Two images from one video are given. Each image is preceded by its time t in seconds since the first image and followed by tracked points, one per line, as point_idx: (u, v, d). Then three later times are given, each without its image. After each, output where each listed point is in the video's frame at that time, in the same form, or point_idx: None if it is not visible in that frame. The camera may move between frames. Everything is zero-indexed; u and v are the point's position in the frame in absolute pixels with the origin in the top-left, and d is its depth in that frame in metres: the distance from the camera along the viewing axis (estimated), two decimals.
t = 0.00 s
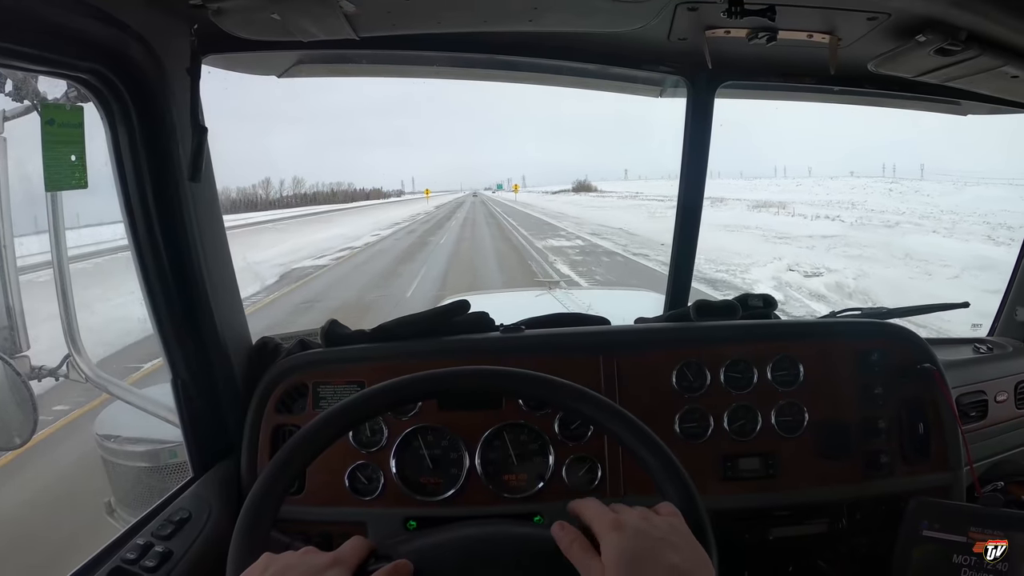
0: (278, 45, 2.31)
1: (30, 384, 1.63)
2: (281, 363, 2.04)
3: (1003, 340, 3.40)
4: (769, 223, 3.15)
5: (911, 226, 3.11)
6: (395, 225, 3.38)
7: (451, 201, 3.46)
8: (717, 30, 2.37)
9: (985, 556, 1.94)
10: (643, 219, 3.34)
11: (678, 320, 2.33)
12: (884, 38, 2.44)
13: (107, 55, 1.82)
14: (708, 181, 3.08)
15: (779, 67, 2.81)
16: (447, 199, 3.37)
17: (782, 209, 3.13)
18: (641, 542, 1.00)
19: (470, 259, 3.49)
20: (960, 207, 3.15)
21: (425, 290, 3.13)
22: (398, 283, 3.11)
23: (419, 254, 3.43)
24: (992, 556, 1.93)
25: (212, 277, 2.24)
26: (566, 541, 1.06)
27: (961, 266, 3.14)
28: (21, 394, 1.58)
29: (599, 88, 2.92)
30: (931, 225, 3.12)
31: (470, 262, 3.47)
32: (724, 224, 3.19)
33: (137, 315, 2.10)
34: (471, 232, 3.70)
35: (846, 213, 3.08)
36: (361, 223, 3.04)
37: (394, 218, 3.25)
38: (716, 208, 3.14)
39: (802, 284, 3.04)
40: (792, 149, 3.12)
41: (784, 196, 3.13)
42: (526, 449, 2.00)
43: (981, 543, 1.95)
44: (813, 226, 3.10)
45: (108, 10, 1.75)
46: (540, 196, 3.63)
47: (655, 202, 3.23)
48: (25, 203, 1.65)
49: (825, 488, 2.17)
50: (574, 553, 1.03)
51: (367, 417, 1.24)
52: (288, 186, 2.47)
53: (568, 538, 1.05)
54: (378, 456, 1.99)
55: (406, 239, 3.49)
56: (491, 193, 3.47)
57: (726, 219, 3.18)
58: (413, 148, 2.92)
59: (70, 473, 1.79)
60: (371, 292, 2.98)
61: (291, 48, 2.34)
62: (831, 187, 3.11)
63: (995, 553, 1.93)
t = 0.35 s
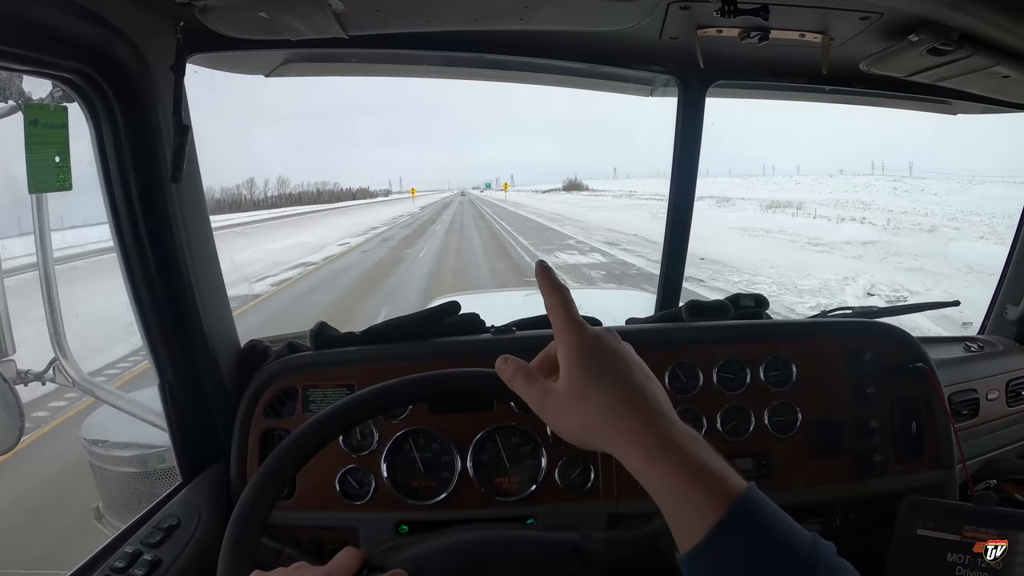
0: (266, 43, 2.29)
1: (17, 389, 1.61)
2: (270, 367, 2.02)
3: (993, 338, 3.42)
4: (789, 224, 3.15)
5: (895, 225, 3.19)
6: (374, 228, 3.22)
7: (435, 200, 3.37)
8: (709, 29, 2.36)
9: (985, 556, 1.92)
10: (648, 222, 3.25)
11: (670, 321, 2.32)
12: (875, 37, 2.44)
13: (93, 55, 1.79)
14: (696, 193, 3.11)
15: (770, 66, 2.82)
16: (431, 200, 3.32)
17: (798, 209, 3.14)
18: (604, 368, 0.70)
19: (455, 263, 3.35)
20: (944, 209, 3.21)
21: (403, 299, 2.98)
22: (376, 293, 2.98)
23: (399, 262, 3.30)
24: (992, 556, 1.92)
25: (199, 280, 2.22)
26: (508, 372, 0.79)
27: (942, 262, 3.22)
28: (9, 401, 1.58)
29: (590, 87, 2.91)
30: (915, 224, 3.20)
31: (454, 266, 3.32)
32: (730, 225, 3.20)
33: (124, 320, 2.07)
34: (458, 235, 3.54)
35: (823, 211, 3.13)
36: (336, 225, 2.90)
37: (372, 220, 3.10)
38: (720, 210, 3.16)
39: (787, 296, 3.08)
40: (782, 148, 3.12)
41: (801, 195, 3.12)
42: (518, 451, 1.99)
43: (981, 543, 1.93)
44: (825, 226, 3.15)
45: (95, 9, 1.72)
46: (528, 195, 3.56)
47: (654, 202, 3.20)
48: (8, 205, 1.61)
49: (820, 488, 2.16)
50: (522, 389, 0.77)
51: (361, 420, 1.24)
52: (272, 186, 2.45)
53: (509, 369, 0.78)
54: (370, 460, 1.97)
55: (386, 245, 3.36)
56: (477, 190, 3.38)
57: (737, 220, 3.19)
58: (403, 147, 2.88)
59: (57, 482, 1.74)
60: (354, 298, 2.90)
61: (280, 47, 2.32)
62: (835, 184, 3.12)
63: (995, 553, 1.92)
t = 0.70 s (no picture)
0: (256, 40, 2.28)
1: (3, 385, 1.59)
2: (259, 365, 2.01)
3: (982, 340, 3.43)
4: (813, 230, 3.13)
5: (889, 226, 3.17)
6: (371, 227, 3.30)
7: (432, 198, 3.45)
8: (700, 29, 2.36)
9: (985, 556, 1.95)
10: (642, 224, 3.24)
11: (660, 321, 2.32)
12: (868, 39, 2.43)
13: (82, 50, 1.77)
14: (685, 190, 3.10)
15: (762, 68, 2.83)
16: (422, 200, 3.38)
17: (826, 215, 3.12)
18: (637, 551, 0.99)
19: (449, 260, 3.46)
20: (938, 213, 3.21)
21: (400, 292, 3.06)
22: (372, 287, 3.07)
23: (395, 256, 3.38)
24: (992, 556, 1.94)
25: (189, 279, 2.20)
26: (560, 552, 1.02)
27: (931, 267, 3.22)
28: None
29: (582, 86, 2.91)
30: (907, 225, 3.20)
31: (448, 265, 3.37)
32: (743, 227, 3.17)
33: (111, 317, 2.05)
34: (447, 237, 3.64)
35: (818, 211, 3.11)
36: (332, 223, 2.96)
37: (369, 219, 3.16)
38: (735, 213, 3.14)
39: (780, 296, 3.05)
40: (774, 151, 3.11)
41: (824, 201, 3.10)
42: (507, 451, 1.99)
43: (981, 543, 1.95)
44: (850, 233, 3.15)
45: (84, 3, 1.71)
46: (519, 195, 3.59)
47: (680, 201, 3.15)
48: None
49: (808, 489, 2.16)
50: (573, 566, 1.00)
51: (345, 420, 1.21)
52: (261, 185, 2.42)
53: (563, 548, 1.01)
54: (357, 459, 1.96)
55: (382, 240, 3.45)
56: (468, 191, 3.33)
57: (759, 225, 3.15)
58: (390, 147, 2.85)
59: (45, 480, 1.72)
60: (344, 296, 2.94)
61: (269, 43, 2.32)
62: (842, 186, 3.13)
63: (995, 553, 1.94)
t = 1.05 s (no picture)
0: (247, 45, 2.28)
1: None
2: (250, 371, 2.00)
3: (976, 342, 3.43)
4: (833, 234, 3.13)
5: (881, 228, 3.18)
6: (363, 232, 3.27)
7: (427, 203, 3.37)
8: (692, 33, 2.36)
9: (985, 556, 1.92)
10: (633, 228, 3.25)
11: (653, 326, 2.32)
12: (859, 42, 2.44)
13: (71, 54, 1.76)
14: (679, 192, 3.10)
15: (754, 72, 2.84)
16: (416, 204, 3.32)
17: (848, 220, 3.14)
18: (628, 562, 0.98)
19: (443, 267, 3.43)
20: (932, 216, 3.22)
21: (390, 300, 3.03)
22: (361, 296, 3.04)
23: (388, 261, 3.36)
24: (992, 556, 1.91)
25: (179, 283, 2.19)
26: (552, 561, 1.02)
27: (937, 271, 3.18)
28: None
29: (575, 91, 2.91)
30: (902, 227, 3.19)
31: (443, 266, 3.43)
32: (763, 232, 3.17)
33: (101, 323, 2.04)
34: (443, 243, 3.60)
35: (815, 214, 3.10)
36: (323, 227, 2.97)
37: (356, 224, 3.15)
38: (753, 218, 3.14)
39: (785, 302, 3.03)
40: (767, 154, 3.10)
41: (849, 207, 3.13)
42: (499, 456, 1.98)
43: (981, 543, 1.92)
44: (890, 242, 3.18)
45: (72, 7, 1.70)
46: (518, 199, 3.58)
47: (705, 206, 3.15)
48: None
49: (801, 493, 2.15)
50: None
51: (332, 428, 1.20)
52: (252, 189, 2.41)
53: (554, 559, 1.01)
54: (349, 465, 1.95)
55: (375, 246, 3.42)
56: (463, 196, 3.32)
57: (789, 232, 3.14)
58: (389, 149, 2.81)
59: (37, 487, 1.71)
60: (331, 303, 2.93)
61: (260, 48, 2.31)
62: (851, 190, 3.15)
63: (995, 553, 1.91)
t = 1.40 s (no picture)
0: (257, 32, 2.26)
1: None
2: (253, 362, 1.99)
3: (979, 347, 3.42)
4: (849, 241, 3.14)
5: (885, 231, 3.18)
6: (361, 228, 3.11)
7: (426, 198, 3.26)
8: (703, 31, 2.35)
9: (985, 556, 1.92)
10: (637, 229, 3.24)
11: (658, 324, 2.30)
12: (869, 44, 2.43)
13: (78, 38, 1.75)
14: (685, 199, 3.11)
15: (762, 72, 2.83)
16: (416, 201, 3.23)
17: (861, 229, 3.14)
18: (637, 559, 0.96)
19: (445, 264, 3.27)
20: (933, 219, 3.22)
21: (386, 301, 2.89)
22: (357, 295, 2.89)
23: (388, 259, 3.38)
24: (992, 556, 1.92)
25: (181, 273, 2.18)
26: (559, 558, 1.00)
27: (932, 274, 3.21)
28: None
29: (583, 88, 2.90)
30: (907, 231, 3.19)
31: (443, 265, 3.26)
32: (796, 241, 3.11)
33: (103, 311, 2.02)
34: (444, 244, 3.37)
35: (816, 218, 3.09)
36: (320, 225, 2.82)
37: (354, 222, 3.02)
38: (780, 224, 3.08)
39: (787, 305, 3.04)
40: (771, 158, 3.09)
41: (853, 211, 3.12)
42: (502, 453, 1.97)
43: (981, 543, 1.92)
44: (897, 248, 3.18)
45: None
46: (520, 200, 3.49)
47: (727, 211, 3.12)
48: None
49: (804, 495, 2.14)
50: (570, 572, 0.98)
51: (339, 418, 1.18)
52: (250, 184, 2.35)
53: (561, 555, 0.99)
54: (351, 459, 1.93)
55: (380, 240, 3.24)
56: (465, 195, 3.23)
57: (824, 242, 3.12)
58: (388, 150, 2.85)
59: (35, 476, 1.69)
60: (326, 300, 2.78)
61: (270, 37, 2.30)
62: (866, 198, 3.14)
63: (995, 553, 1.91)
